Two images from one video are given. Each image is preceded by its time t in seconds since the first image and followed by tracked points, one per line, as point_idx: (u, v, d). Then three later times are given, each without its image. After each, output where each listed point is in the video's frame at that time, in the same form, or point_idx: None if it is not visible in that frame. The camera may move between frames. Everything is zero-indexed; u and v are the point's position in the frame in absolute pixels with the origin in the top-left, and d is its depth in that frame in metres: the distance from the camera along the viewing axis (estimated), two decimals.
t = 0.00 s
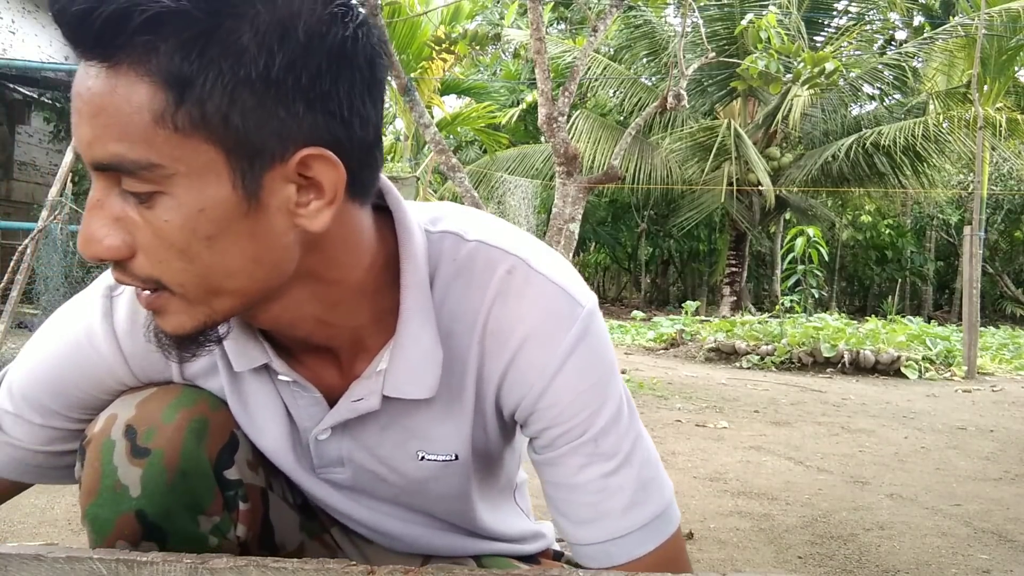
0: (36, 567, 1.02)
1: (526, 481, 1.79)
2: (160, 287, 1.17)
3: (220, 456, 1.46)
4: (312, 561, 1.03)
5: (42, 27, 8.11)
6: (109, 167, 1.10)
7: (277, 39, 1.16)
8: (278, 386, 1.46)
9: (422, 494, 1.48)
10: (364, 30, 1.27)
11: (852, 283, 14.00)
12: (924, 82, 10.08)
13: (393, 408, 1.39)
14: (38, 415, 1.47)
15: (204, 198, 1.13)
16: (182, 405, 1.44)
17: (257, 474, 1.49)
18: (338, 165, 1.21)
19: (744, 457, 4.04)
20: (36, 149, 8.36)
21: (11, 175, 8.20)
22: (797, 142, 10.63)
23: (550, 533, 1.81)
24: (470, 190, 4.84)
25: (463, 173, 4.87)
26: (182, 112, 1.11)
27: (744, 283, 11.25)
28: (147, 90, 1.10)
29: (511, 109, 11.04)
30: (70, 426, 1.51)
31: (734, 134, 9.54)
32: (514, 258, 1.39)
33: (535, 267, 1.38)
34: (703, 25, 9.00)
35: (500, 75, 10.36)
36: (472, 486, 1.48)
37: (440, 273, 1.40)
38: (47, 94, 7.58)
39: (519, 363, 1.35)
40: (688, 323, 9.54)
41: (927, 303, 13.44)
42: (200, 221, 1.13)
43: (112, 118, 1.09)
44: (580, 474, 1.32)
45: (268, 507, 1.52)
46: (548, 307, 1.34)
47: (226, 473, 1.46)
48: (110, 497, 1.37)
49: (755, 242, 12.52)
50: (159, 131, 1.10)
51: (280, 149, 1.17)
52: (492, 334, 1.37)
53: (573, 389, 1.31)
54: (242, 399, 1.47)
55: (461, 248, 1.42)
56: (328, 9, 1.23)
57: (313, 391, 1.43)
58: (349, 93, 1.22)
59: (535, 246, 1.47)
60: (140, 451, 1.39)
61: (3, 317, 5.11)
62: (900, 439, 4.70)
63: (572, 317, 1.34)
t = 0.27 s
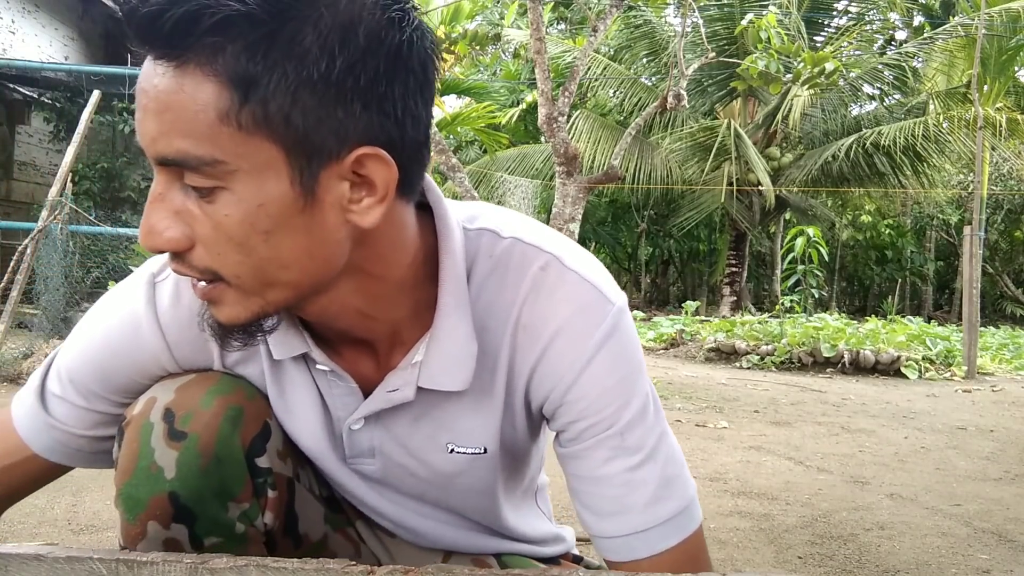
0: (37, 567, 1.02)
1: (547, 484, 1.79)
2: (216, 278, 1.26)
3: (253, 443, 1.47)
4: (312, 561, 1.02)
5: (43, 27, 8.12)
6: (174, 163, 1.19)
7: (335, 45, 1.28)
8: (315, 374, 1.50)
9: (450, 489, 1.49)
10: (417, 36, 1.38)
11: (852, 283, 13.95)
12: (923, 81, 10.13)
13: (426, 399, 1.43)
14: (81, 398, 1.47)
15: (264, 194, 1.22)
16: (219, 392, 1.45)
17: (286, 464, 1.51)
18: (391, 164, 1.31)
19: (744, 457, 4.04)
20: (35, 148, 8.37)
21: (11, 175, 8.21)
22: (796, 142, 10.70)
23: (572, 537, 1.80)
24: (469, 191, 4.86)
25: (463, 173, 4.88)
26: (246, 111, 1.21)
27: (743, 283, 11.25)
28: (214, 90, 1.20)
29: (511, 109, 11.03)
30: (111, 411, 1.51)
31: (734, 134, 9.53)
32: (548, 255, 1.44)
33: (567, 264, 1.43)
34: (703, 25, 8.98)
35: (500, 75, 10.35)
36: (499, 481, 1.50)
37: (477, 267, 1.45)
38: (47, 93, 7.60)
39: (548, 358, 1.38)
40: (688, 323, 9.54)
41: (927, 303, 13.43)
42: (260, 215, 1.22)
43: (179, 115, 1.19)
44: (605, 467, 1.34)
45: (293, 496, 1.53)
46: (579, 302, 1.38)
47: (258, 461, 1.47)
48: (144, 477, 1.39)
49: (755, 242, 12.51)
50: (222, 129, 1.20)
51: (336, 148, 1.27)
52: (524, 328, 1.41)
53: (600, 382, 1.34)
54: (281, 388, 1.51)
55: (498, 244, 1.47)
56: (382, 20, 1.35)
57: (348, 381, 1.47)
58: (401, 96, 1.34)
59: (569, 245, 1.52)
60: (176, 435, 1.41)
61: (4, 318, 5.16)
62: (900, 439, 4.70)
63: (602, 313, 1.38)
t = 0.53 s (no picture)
0: (36, 567, 1.02)
1: (559, 487, 1.79)
2: (259, 266, 1.26)
3: (281, 437, 1.43)
4: (312, 561, 1.02)
5: (43, 27, 8.12)
6: (226, 150, 1.21)
7: (386, 38, 1.30)
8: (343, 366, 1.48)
9: (469, 484, 1.49)
10: (463, 33, 1.41)
11: (853, 282, 13.81)
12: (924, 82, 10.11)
13: (453, 390, 1.43)
14: (114, 392, 1.45)
15: (311, 181, 1.23)
16: (250, 386, 1.41)
17: (310, 459, 1.47)
18: (434, 155, 1.33)
19: (744, 457, 4.04)
20: (35, 149, 8.38)
21: (11, 175, 8.21)
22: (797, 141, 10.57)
23: (583, 539, 1.80)
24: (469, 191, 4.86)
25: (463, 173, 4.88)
26: (299, 100, 1.22)
27: (743, 284, 11.26)
28: (267, 79, 1.21)
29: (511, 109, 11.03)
30: (145, 406, 1.49)
31: (734, 134, 9.52)
32: (573, 252, 1.47)
33: (593, 261, 1.45)
34: (703, 25, 8.98)
35: (500, 76, 10.34)
36: (519, 477, 1.50)
37: (504, 262, 1.47)
38: (48, 93, 7.61)
39: (571, 352, 1.40)
40: (688, 323, 9.54)
41: (927, 303, 13.44)
42: (307, 203, 1.23)
43: (233, 102, 1.20)
44: (624, 461, 1.35)
45: (313, 491, 1.49)
46: (604, 298, 1.41)
47: (285, 454, 1.43)
48: (173, 468, 1.34)
49: (755, 242, 12.50)
50: (275, 117, 1.21)
51: (383, 138, 1.29)
52: (548, 322, 1.43)
53: (622, 376, 1.36)
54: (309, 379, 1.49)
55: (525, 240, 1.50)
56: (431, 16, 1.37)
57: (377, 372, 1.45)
58: (447, 90, 1.36)
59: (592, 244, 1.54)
60: (206, 426, 1.37)
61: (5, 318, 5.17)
62: (900, 439, 4.70)
63: (625, 309, 1.40)
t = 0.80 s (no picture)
0: (37, 567, 1.02)
1: (563, 490, 1.79)
2: (300, 257, 1.28)
3: (296, 437, 1.40)
4: (312, 561, 1.02)
5: (43, 27, 8.12)
6: (276, 142, 1.22)
7: (438, 37, 1.33)
8: (363, 361, 1.48)
9: (483, 483, 1.49)
10: (507, 36, 1.46)
11: (852, 284, 13.94)
12: (924, 82, 10.12)
13: (475, 387, 1.44)
14: (130, 390, 1.44)
15: (358, 176, 1.25)
16: (267, 386, 1.38)
17: (323, 459, 1.44)
18: (477, 153, 1.36)
19: (743, 457, 4.04)
20: (35, 149, 8.39)
21: (11, 175, 8.21)
22: (797, 143, 10.62)
23: (586, 541, 1.80)
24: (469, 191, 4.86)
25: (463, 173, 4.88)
26: (351, 96, 1.24)
27: (743, 283, 11.26)
28: (321, 74, 1.23)
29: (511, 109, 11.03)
30: (161, 404, 1.48)
31: (734, 134, 9.51)
32: (594, 251, 1.50)
33: (612, 261, 1.48)
34: (703, 25, 8.98)
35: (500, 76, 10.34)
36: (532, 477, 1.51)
37: (526, 261, 1.50)
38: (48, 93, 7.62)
39: (590, 350, 1.42)
40: (687, 323, 9.54)
41: (927, 303, 13.44)
42: (353, 196, 1.25)
43: (286, 96, 1.22)
44: (640, 457, 1.37)
45: (325, 492, 1.47)
46: (625, 295, 1.44)
47: (298, 454, 1.40)
48: (188, 466, 1.31)
49: (755, 242, 12.50)
50: (328, 111, 1.23)
51: (429, 135, 1.32)
52: (568, 320, 1.45)
53: (640, 373, 1.38)
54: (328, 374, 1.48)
55: (547, 240, 1.53)
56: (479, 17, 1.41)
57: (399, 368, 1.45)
58: (490, 91, 1.40)
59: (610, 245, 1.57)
60: (223, 426, 1.33)
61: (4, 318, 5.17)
62: (900, 439, 4.70)
63: (644, 308, 1.43)
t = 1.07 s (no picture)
0: (37, 567, 1.02)
1: (561, 490, 1.79)
2: (314, 258, 1.28)
3: (302, 440, 1.39)
4: (312, 561, 1.02)
5: (43, 27, 8.13)
6: (294, 142, 1.22)
7: (457, 40, 1.34)
8: (369, 360, 1.47)
9: (488, 483, 1.49)
10: (522, 38, 1.47)
11: (852, 283, 13.84)
12: (923, 82, 10.13)
13: (482, 386, 1.44)
14: (133, 391, 1.44)
15: (375, 176, 1.26)
16: (273, 388, 1.38)
17: (328, 460, 1.44)
18: (492, 154, 1.37)
19: (743, 457, 4.04)
20: (35, 149, 8.39)
21: (11, 175, 8.21)
22: (797, 141, 10.56)
23: (585, 540, 1.80)
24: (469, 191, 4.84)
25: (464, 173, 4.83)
26: (370, 96, 1.25)
27: (743, 283, 11.27)
28: (340, 74, 1.23)
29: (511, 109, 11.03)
30: (164, 405, 1.48)
31: (734, 134, 9.51)
32: (599, 249, 1.51)
33: (618, 260, 1.49)
34: (703, 25, 8.98)
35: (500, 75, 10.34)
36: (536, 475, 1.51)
37: (533, 260, 1.51)
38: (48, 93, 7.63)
39: (595, 348, 1.43)
40: (687, 323, 9.54)
41: (927, 303, 13.44)
42: (370, 197, 1.25)
43: (305, 97, 1.22)
44: (644, 454, 1.38)
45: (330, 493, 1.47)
46: (631, 294, 1.45)
47: (304, 457, 1.40)
48: (193, 468, 1.30)
49: (755, 241, 12.49)
50: (346, 112, 1.23)
51: (446, 137, 1.33)
52: (574, 319, 1.46)
53: (645, 371, 1.39)
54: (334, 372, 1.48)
55: (553, 239, 1.54)
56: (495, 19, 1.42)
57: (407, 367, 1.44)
58: (505, 93, 1.42)
59: (614, 244, 1.58)
60: (229, 428, 1.33)
61: (5, 318, 5.18)
62: (901, 439, 4.70)
63: (648, 307, 1.44)
